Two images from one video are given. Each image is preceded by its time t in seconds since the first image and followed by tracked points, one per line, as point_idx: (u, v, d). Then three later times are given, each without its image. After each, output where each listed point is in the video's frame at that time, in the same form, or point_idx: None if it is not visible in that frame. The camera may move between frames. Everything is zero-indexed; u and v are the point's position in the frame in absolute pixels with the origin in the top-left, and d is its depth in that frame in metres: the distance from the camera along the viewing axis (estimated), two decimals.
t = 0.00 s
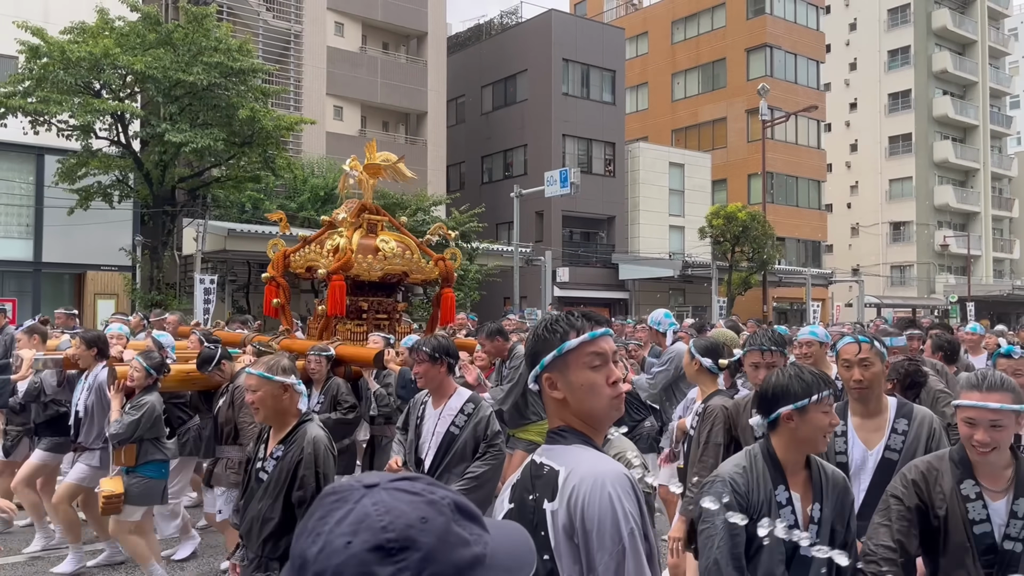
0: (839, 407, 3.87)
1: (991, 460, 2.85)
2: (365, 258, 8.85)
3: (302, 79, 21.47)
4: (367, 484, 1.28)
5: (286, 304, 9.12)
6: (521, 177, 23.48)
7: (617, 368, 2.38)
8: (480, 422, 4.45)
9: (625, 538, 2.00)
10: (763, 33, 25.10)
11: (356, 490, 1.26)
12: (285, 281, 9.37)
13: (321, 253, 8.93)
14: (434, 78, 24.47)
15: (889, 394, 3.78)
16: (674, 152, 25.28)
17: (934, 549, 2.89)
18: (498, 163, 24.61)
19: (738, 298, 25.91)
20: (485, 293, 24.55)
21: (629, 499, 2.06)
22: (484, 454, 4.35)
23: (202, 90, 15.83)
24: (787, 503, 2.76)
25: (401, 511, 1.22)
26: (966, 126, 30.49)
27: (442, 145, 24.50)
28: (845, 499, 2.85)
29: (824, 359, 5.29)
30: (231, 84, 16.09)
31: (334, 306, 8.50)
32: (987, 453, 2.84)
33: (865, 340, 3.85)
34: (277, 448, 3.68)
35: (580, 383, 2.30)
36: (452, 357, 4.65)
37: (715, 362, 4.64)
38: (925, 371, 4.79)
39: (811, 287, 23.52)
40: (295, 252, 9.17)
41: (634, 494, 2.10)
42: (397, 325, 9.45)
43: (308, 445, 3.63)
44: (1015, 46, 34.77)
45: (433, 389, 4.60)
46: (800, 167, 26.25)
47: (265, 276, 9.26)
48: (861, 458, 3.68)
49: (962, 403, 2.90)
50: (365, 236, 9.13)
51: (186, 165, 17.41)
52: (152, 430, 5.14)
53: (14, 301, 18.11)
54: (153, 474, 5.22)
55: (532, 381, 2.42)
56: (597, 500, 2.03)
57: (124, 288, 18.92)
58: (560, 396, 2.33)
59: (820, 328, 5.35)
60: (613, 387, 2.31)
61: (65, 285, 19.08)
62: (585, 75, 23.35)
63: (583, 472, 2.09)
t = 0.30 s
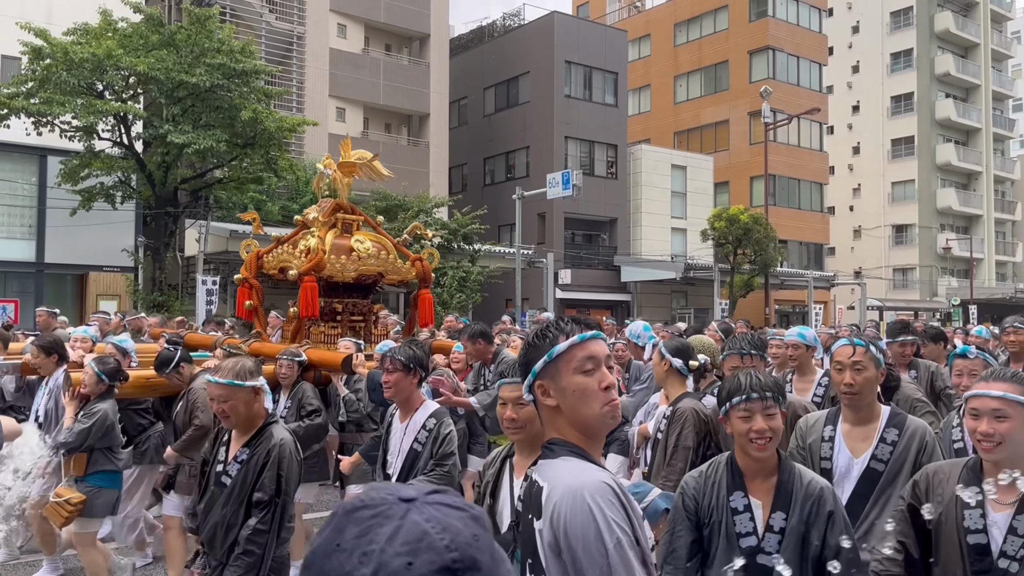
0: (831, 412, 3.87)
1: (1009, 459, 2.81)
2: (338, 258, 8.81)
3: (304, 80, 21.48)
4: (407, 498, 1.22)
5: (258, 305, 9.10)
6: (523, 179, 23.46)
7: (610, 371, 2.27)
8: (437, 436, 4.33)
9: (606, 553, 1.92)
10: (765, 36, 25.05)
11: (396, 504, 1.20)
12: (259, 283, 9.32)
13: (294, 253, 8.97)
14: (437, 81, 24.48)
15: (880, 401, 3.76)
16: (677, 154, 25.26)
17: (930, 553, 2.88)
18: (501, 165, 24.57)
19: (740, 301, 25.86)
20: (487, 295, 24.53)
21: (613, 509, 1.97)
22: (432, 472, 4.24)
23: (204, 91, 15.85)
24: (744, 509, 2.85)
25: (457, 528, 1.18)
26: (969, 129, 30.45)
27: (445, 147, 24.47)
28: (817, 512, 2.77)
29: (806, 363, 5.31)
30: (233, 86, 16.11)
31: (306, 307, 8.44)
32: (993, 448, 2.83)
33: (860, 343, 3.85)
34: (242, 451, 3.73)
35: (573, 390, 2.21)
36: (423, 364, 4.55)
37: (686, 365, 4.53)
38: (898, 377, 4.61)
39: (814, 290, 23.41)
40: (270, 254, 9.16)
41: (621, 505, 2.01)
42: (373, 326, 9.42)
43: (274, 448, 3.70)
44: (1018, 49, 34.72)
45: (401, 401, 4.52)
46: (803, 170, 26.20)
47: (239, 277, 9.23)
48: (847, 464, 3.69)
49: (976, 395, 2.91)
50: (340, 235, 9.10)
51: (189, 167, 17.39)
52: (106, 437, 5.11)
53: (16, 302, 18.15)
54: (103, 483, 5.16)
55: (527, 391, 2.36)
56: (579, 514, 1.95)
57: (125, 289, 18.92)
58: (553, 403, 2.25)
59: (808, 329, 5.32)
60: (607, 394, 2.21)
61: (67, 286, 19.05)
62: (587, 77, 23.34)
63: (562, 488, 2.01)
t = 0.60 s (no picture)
0: (805, 421, 3.89)
1: (968, 468, 2.82)
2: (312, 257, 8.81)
3: (307, 82, 21.51)
4: (431, 540, 1.23)
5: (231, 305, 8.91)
6: (526, 181, 23.48)
7: (625, 373, 2.28)
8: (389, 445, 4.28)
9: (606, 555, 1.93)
10: (767, 38, 24.86)
11: (420, 546, 1.21)
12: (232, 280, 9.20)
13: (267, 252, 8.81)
14: (440, 83, 24.52)
15: (853, 407, 3.78)
16: (679, 156, 25.29)
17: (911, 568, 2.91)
18: (504, 166, 24.59)
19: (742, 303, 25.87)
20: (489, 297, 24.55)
21: (614, 511, 1.99)
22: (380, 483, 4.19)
23: (208, 92, 15.92)
24: (659, 510, 3.08)
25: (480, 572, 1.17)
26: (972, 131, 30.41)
27: (448, 149, 24.50)
28: (717, 522, 2.81)
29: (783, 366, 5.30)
30: (237, 88, 16.19)
31: (278, 306, 8.46)
32: (949, 452, 2.85)
33: (834, 348, 3.84)
34: (199, 456, 3.80)
35: (587, 393, 2.22)
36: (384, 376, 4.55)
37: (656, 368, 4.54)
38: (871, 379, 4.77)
39: (816, 292, 23.42)
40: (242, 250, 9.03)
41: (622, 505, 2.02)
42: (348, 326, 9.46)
43: (231, 454, 3.79)
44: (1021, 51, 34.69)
45: (355, 408, 4.51)
46: (805, 172, 26.21)
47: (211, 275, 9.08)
48: (823, 475, 3.70)
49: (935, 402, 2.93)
50: (315, 233, 9.11)
51: (192, 168, 17.42)
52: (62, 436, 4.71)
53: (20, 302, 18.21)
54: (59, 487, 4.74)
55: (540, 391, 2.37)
56: (581, 518, 1.97)
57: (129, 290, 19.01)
58: (565, 404, 2.27)
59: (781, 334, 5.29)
60: (620, 397, 2.21)
61: (71, 287, 19.11)
62: (590, 79, 23.37)
63: (568, 489, 2.03)
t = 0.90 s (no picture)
0: (774, 425, 3.78)
1: (896, 469, 2.70)
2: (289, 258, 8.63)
3: (314, 83, 21.51)
4: (428, 557, 1.17)
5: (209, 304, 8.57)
6: (532, 182, 23.42)
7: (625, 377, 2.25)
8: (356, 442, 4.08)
9: (580, 550, 1.88)
10: (775, 40, 24.86)
11: (417, 562, 1.15)
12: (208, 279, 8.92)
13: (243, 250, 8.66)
14: (446, 84, 24.49)
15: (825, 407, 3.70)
16: (685, 158, 25.22)
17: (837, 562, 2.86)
18: (510, 168, 24.54)
19: (748, 306, 25.77)
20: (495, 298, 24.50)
21: (588, 507, 1.94)
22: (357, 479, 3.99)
23: (214, 93, 15.93)
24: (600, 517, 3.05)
25: None
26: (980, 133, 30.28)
27: (454, 150, 24.46)
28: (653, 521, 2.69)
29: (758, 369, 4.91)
30: (243, 89, 16.18)
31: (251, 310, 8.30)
32: (879, 453, 2.72)
33: (799, 348, 3.77)
34: (154, 457, 3.53)
35: (598, 393, 2.14)
36: (343, 370, 4.26)
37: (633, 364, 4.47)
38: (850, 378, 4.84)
39: (823, 295, 23.34)
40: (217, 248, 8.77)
41: (598, 502, 1.98)
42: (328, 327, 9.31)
43: (188, 453, 3.52)
44: None
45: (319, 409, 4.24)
46: (812, 174, 26.12)
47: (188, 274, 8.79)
48: (797, 479, 3.58)
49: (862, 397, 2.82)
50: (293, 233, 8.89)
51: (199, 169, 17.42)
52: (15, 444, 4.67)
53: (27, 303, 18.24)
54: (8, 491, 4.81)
55: (526, 393, 2.20)
56: (556, 516, 1.93)
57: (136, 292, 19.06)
58: (576, 400, 2.13)
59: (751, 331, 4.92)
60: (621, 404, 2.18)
61: (78, 288, 19.13)
62: (596, 81, 23.33)
63: (543, 488, 1.98)
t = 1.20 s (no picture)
0: (777, 438, 3.74)
1: (839, 475, 2.72)
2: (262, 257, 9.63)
3: (324, 86, 21.57)
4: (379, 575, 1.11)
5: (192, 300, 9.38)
6: (540, 184, 23.41)
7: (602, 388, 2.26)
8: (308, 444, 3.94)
9: (545, 557, 1.92)
10: (785, 41, 24.81)
11: None
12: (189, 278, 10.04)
13: (222, 250, 9.68)
14: (455, 86, 24.52)
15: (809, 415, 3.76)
16: (694, 160, 25.18)
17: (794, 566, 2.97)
18: (519, 169, 24.52)
19: (757, 309, 25.67)
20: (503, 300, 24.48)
21: (554, 514, 1.98)
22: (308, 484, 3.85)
23: (226, 95, 16.00)
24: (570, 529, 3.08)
25: None
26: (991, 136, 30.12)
27: (463, 151, 24.48)
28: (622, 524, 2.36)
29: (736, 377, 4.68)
30: (255, 90, 16.22)
31: (227, 301, 9.29)
32: (820, 464, 2.73)
33: (796, 358, 3.83)
34: (88, 470, 3.35)
35: (581, 404, 2.16)
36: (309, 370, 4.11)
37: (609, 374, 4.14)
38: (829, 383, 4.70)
39: (832, 297, 23.25)
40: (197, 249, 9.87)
41: (566, 512, 2.01)
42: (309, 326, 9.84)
43: (120, 469, 3.31)
44: None
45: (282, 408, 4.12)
46: (821, 176, 26.03)
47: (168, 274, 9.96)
48: (797, 493, 3.52)
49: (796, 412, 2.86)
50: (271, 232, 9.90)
51: (209, 170, 17.48)
52: None
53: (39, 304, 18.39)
54: None
55: (504, 393, 2.24)
56: (521, 523, 1.97)
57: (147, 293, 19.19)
58: (558, 406, 2.14)
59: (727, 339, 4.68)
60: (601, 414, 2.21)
61: (89, 288, 19.20)
62: (605, 83, 23.33)
63: (510, 495, 2.02)
